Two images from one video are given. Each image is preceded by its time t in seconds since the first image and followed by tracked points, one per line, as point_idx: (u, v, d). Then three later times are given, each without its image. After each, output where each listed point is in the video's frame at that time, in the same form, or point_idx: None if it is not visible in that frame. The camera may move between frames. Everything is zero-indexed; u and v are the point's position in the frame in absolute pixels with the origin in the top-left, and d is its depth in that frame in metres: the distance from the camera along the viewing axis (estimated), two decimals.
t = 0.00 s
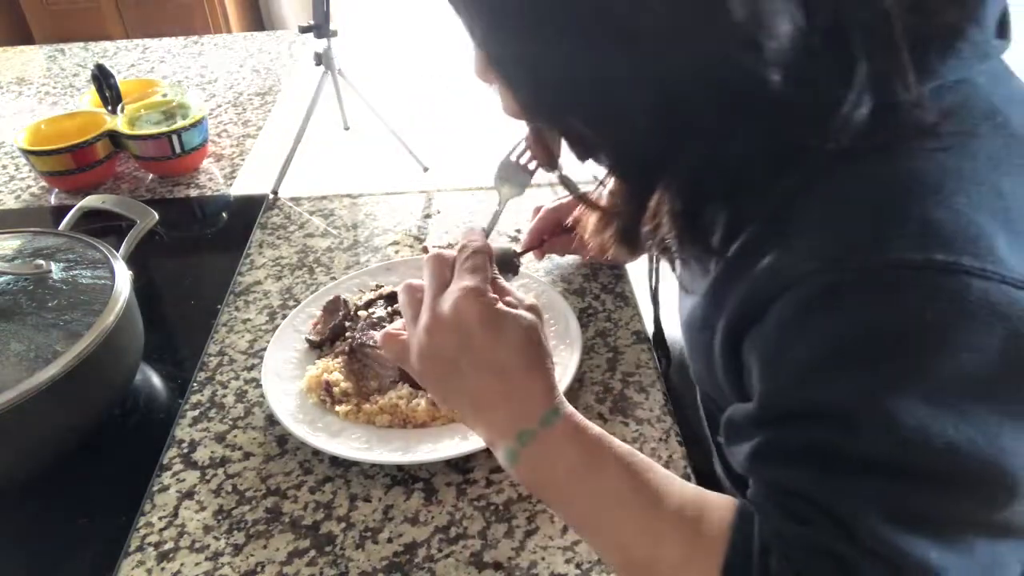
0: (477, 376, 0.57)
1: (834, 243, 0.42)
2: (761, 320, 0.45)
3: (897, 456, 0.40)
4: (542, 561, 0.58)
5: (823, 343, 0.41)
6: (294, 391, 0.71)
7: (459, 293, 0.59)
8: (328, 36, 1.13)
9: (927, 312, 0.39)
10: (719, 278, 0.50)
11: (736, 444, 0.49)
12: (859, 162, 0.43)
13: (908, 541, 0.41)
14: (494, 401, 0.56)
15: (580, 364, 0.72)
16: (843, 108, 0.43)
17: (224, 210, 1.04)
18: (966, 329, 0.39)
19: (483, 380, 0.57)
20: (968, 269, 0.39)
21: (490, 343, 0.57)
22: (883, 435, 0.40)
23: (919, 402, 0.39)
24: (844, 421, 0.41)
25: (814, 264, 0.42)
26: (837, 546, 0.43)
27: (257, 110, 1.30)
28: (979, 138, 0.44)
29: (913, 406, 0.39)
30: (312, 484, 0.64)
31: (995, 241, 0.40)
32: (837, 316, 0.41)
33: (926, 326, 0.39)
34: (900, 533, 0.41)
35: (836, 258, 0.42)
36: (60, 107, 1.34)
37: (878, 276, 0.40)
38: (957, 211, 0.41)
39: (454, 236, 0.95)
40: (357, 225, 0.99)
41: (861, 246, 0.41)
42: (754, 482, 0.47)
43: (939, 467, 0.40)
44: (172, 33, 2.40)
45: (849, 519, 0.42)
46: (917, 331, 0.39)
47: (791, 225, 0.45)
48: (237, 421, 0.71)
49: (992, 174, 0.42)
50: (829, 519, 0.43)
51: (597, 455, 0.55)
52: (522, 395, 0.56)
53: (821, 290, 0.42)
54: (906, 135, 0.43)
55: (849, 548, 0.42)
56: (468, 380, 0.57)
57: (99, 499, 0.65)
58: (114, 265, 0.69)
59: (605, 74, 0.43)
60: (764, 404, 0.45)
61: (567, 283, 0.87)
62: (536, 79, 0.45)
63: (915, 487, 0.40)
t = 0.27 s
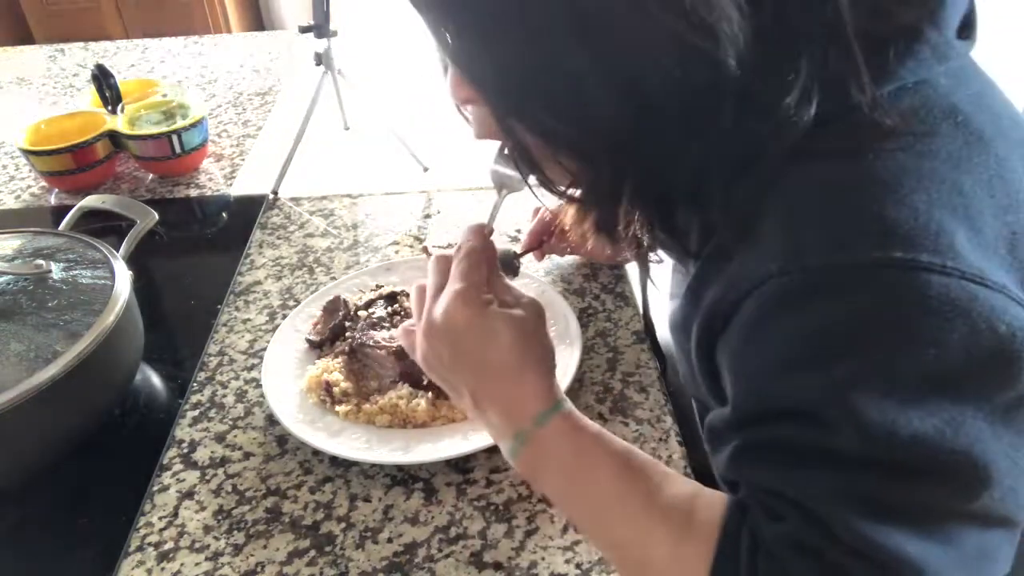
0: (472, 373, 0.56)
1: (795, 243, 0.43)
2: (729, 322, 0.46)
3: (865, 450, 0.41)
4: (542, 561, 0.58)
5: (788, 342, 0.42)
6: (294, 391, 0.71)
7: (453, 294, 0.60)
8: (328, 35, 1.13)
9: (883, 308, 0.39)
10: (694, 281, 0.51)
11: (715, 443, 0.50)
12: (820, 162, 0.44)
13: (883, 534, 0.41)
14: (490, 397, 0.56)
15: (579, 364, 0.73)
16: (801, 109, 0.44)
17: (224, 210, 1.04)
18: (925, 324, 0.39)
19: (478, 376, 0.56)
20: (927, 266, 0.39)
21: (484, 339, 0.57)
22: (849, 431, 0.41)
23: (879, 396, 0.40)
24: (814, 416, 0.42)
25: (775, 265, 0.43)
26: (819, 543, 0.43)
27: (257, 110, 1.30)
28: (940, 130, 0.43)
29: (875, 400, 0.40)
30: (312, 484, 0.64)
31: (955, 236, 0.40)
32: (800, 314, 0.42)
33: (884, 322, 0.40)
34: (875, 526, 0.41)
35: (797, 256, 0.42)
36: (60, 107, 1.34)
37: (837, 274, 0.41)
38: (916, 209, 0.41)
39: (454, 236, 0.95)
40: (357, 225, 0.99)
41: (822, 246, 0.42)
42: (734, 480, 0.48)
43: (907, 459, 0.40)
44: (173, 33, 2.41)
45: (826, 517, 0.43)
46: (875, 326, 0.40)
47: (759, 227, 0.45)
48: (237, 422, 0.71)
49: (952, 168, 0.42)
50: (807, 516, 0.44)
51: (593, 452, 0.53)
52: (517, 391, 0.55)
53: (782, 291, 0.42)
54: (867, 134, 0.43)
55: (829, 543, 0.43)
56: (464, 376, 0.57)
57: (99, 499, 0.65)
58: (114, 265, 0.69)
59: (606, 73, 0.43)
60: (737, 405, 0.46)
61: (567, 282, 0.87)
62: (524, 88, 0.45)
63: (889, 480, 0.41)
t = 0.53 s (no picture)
0: (440, 416, 0.56)
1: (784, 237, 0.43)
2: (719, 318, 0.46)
3: (859, 441, 0.41)
4: (542, 561, 0.58)
5: (778, 340, 0.43)
6: (294, 391, 0.71)
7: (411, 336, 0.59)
8: (328, 36, 1.13)
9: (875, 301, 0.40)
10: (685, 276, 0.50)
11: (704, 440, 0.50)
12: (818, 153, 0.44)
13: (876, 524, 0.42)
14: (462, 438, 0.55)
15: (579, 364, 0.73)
16: (794, 105, 0.44)
17: (224, 210, 1.04)
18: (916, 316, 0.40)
19: (448, 416, 0.56)
20: (922, 259, 0.40)
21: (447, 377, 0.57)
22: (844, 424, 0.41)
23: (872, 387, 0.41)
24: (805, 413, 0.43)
25: (766, 260, 0.43)
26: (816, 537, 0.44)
27: (257, 110, 1.30)
28: (936, 127, 0.43)
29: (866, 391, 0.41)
30: (312, 484, 0.64)
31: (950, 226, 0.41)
32: (788, 312, 0.42)
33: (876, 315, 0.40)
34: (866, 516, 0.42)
35: (791, 251, 0.43)
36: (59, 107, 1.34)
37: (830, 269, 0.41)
38: (912, 202, 0.41)
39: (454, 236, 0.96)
40: (357, 225, 0.99)
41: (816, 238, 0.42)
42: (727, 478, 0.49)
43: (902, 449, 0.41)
44: (173, 33, 2.41)
45: (821, 510, 0.43)
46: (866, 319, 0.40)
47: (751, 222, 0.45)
48: (237, 422, 0.71)
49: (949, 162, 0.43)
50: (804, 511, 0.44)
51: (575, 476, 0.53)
52: (486, 427, 0.55)
53: (776, 286, 0.43)
54: (867, 124, 0.43)
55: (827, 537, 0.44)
56: (434, 424, 0.56)
57: (99, 499, 0.65)
58: (113, 265, 0.69)
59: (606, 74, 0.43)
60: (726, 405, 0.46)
61: (567, 283, 0.87)
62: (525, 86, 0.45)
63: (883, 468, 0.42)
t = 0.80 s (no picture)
0: (426, 449, 0.55)
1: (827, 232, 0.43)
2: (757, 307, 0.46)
3: (890, 446, 0.41)
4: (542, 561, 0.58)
5: (813, 337, 0.42)
6: (294, 391, 0.71)
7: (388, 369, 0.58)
8: (328, 36, 1.13)
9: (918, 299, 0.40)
10: (721, 262, 0.51)
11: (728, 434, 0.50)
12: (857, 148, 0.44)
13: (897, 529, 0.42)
14: (450, 470, 0.55)
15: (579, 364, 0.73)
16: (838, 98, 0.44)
17: (224, 210, 1.04)
18: (957, 318, 0.40)
19: (439, 448, 0.55)
20: (968, 261, 0.40)
21: (431, 408, 0.56)
22: (879, 424, 0.41)
23: (916, 388, 0.40)
24: (833, 414, 0.42)
25: (810, 253, 0.43)
26: (826, 540, 0.44)
27: (257, 110, 1.30)
28: (952, 126, 0.44)
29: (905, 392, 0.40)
30: (312, 484, 0.64)
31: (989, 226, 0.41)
32: (823, 308, 0.42)
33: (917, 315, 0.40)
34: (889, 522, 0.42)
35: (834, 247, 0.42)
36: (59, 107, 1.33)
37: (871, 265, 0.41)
38: (957, 202, 0.41)
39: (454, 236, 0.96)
40: (357, 225, 0.99)
41: (857, 230, 0.42)
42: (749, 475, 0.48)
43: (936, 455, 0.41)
44: (173, 32, 2.41)
45: (838, 512, 0.43)
46: (909, 319, 0.40)
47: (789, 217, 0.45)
48: (237, 422, 0.71)
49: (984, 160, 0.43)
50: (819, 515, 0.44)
51: (577, 498, 0.54)
52: (475, 459, 0.55)
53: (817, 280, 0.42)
54: (913, 119, 0.44)
55: (838, 539, 0.44)
56: (416, 460, 0.55)
57: (100, 499, 0.65)
58: (114, 265, 0.69)
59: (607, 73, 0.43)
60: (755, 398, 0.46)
61: (567, 283, 0.87)
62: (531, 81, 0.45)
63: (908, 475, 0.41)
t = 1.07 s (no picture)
0: (429, 451, 0.56)
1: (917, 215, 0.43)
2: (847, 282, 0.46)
3: (957, 450, 0.41)
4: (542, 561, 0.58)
5: (895, 323, 0.42)
6: (295, 391, 0.71)
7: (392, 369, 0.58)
8: (328, 36, 1.13)
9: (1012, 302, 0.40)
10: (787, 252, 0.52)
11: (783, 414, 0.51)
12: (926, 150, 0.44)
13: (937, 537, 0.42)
14: (452, 473, 0.56)
15: (579, 364, 0.73)
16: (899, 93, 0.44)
17: (224, 210, 1.04)
18: None
19: (438, 451, 0.56)
20: None
21: (437, 411, 0.57)
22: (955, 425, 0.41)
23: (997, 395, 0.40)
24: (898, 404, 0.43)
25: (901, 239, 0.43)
26: (849, 535, 0.45)
27: (257, 110, 1.30)
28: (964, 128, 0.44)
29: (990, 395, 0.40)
30: (312, 484, 0.64)
31: None
32: (908, 297, 0.42)
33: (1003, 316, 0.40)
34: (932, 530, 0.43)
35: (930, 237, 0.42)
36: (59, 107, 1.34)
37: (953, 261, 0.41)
38: None
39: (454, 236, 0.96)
40: (357, 225, 0.99)
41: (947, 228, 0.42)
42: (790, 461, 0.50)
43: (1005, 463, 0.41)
44: (173, 32, 2.41)
45: (873, 510, 0.44)
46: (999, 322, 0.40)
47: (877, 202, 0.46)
48: (237, 422, 0.71)
49: None
50: (852, 510, 0.45)
51: (579, 503, 0.55)
52: (476, 463, 0.56)
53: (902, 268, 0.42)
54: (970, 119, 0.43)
55: (865, 536, 0.45)
56: (417, 462, 0.56)
57: (100, 499, 0.65)
58: (114, 265, 0.69)
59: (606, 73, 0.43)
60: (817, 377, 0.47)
61: (567, 282, 0.87)
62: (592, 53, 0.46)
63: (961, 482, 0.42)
